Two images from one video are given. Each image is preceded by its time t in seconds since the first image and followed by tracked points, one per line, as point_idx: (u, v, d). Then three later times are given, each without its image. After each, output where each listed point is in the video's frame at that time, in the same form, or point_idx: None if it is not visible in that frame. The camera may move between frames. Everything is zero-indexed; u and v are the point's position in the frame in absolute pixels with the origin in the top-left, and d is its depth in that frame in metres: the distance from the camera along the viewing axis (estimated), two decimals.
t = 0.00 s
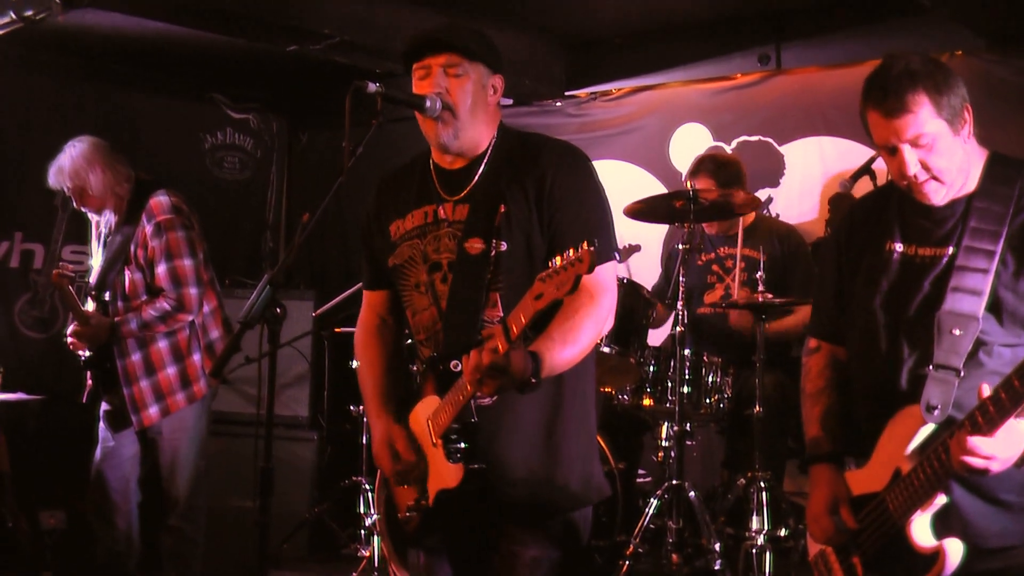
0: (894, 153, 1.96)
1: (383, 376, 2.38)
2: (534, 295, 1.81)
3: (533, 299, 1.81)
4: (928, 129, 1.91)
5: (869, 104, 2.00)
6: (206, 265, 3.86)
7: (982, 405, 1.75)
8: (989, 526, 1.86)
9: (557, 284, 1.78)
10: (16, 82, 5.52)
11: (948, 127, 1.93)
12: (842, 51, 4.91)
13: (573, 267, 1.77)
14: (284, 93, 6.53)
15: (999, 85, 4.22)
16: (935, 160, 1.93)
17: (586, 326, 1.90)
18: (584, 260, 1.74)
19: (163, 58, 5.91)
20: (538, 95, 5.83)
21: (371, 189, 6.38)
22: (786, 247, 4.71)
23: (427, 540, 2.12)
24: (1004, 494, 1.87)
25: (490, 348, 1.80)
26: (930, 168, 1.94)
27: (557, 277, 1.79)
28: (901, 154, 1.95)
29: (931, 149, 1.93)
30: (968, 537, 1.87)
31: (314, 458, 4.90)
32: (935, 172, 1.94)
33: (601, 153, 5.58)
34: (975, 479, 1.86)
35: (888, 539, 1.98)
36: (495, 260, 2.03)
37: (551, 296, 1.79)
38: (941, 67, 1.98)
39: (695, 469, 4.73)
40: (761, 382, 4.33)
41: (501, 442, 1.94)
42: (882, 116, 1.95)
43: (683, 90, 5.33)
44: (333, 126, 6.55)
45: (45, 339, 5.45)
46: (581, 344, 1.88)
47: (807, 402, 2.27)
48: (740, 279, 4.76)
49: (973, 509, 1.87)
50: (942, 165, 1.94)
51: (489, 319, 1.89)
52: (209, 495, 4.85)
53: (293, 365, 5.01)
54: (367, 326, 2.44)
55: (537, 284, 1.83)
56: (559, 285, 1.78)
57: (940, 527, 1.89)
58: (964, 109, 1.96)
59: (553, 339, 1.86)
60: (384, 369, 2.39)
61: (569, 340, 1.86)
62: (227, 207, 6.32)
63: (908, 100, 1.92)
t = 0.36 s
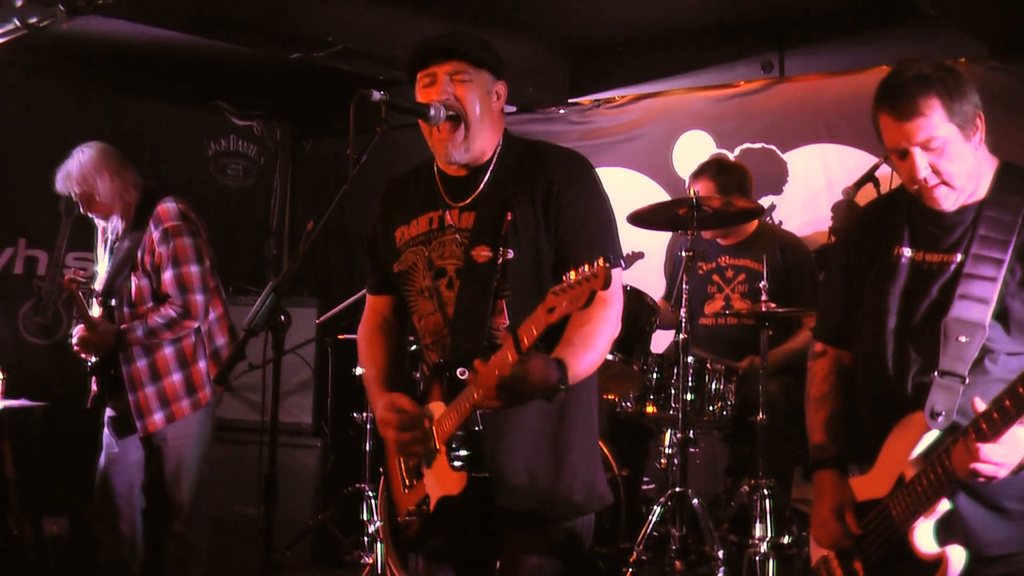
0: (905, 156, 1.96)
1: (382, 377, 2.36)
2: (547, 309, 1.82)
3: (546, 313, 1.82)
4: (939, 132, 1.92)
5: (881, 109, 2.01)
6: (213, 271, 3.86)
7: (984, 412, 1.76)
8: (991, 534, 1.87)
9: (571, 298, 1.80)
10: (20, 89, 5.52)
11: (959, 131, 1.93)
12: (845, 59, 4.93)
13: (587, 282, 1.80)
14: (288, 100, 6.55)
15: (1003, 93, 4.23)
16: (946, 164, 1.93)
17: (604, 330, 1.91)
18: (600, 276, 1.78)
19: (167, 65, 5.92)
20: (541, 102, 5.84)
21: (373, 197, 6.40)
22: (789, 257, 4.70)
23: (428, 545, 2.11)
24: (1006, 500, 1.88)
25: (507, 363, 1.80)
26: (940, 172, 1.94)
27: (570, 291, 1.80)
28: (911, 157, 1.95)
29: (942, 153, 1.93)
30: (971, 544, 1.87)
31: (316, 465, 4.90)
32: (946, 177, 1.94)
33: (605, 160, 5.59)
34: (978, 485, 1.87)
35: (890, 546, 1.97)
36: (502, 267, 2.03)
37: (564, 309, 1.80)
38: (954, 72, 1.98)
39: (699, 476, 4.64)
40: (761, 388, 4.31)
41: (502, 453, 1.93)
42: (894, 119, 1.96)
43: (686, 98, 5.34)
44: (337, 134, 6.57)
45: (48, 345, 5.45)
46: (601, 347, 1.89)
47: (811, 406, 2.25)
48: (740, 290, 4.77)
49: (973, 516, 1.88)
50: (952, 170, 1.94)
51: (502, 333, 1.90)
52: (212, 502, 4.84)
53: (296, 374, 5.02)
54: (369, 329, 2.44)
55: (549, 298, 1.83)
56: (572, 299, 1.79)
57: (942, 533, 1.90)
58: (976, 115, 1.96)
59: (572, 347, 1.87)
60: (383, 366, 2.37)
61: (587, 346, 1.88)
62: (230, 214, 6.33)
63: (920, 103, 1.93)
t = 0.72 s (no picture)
0: (899, 166, 1.99)
1: (383, 379, 2.37)
2: (537, 295, 1.81)
3: (535, 299, 1.80)
4: (932, 145, 1.93)
5: (879, 117, 2.02)
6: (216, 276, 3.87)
7: (989, 416, 1.77)
8: (996, 538, 1.87)
9: (558, 282, 1.78)
10: (22, 93, 5.53)
11: (954, 145, 1.94)
12: (846, 63, 4.93)
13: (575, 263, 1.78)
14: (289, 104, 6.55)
15: (1004, 97, 4.24)
16: (940, 176, 1.95)
17: (596, 332, 1.90)
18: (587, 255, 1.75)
19: (169, 70, 5.93)
20: (542, 106, 5.84)
21: (374, 201, 6.40)
22: (788, 260, 4.70)
23: (429, 548, 2.11)
24: (1012, 505, 1.87)
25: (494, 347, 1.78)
26: (933, 184, 1.96)
27: (559, 276, 1.79)
28: (904, 167, 1.98)
29: (935, 165, 1.94)
30: (975, 548, 1.87)
31: (318, 469, 4.90)
32: (939, 188, 1.96)
33: (606, 165, 5.59)
34: (983, 491, 1.87)
35: (894, 549, 1.97)
36: (505, 269, 2.04)
37: (553, 294, 1.79)
38: (955, 84, 1.99)
39: (699, 480, 4.60)
40: (765, 392, 4.35)
41: (505, 449, 1.93)
42: (889, 130, 1.98)
43: (688, 102, 5.34)
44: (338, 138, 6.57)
45: (49, 349, 5.45)
46: (590, 350, 1.88)
47: (815, 412, 2.26)
48: (740, 293, 4.76)
49: (977, 520, 1.87)
50: (948, 182, 1.96)
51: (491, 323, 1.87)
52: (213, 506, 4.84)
53: (297, 378, 5.02)
54: (371, 332, 2.43)
55: (539, 284, 1.82)
56: (560, 283, 1.78)
57: (947, 537, 1.89)
58: (975, 127, 1.96)
59: (561, 345, 1.86)
60: (383, 375, 2.37)
61: (577, 346, 1.87)
62: (232, 218, 6.33)
63: (912, 116, 1.95)
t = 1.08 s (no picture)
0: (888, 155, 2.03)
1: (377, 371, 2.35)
2: (554, 292, 1.82)
3: (553, 297, 1.81)
4: (921, 135, 1.96)
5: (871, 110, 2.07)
6: (217, 277, 3.88)
7: (987, 412, 1.76)
8: (994, 536, 1.87)
9: (578, 281, 1.80)
10: (22, 94, 5.53)
11: (942, 137, 1.95)
12: (846, 63, 4.93)
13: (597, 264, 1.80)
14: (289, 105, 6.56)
15: (1004, 97, 4.24)
16: (926, 167, 1.97)
17: (605, 336, 1.91)
18: (613, 256, 1.77)
19: (169, 71, 5.94)
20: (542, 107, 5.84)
21: (374, 202, 6.40)
22: (788, 262, 4.70)
23: (420, 543, 2.10)
24: (1010, 503, 1.87)
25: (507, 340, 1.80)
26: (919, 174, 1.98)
27: (578, 275, 1.80)
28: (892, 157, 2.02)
29: (923, 155, 1.97)
30: (974, 546, 1.87)
31: (318, 470, 4.90)
32: (925, 179, 1.98)
33: (607, 165, 5.59)
34: (982, 488, 1.87)
35: (896, 549, 1.96)
36: (513, 270, 2.03)
37: (571, 293, 1.80)
38: (950, 83, 2.00)
39: (700, 481, 4.69)
40: (765, 393, 4.35)
41: (502, 448, 1.93)
42: (879, 119, 2.02)
43: (688, 102, 5.35)
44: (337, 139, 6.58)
45: (49, 351, 5.45)
46: (597, 354, 1.89)
47: (814, 408, 2.25)
48: (741, 296, 4.78)
49: (976, 518, 1.87)
50: (935, 174, 1.97)
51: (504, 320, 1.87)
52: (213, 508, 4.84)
53: (297, 379, 5.03)
54: (367, 320, 2.42)
55: (556, 282, 1.83)
56: (580, 282, 1.80)
57: (947, 536, 1.89)
58: (966, 121, 1.97)
59: (570, 347, 1.86)
60: (378, 366, 2.36)
61: (584, 350, 1.87)
62: (231, 219, 6.33)
63: (903, 106, 1.98)
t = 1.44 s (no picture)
0: (904, 162, 1.96)
1: (375, 371, 2.36)
2: (560, 302, 1.83)
3: (559, 306, 1.82)
4: (938, 138, 1.92)
5: (880, 113, 2.01)
6: (219, 280, 3.89)
7: (987, 419, 1.76)
8: (993, 541, 1.85)
9: (587, 292, 1.81)
10: (18, 98, 5.52)
11: (959, 137, 1.93)
12: (842, 65, 4.93)
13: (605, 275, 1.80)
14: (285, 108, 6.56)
15: (1001, 100, 4.24)
16: (945, 170, 1.94)
17: (597, 345, 1.90)
18: (621, 268, 1.79)
19: (166, 73, 5.94)
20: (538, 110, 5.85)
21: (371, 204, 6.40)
22: (783, 263, 4.71)
23: (412, 545, 2.12)
24: (1010, 510, 1.86)
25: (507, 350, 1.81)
26: (940, 178, 1.94)
27: (585, 286, 1.81)
28: (911, 162, 1.95)
29: (941, 159, 1.93)
30: (970, 552, 1.87)
31: (315, 472, 4.90)
32: (944, 183, 1.94)
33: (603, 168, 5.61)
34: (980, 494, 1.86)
35: (888, 553, 1.97)
36: (515, 276, 2.04)
37: (577, 303, 1.81)
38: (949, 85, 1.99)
39: (697, 482, 4.75)
40: (760, 393, 4.30)
41: (502, 459, 1.93)
42: (893, 125, 1.97)
43: (684, 105, 5.36)
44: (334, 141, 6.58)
45: (45, 354, 5.44)
46: (591, 363, 1.89)
47: (808, 412, 2.26)
48: (737, 296, 4.78)
49: (976, 524, 1.87)
50: (951, 176, 1.95)
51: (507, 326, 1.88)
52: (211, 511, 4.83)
53: (296, 381, 5.04)
54: (366, 323, 2.41)
55: (563, 292, 1.84)
56: (589, 294, 1.80)
57: (942, 541, 1.90)
58: (976, 121, 1.96)
59: (564, 358, 1.86)
60: (377, 369, 2.37)
61: (579, 358, 1.87)
62: (228, 222, 6.34)
63: (919, 109, 1.94)
